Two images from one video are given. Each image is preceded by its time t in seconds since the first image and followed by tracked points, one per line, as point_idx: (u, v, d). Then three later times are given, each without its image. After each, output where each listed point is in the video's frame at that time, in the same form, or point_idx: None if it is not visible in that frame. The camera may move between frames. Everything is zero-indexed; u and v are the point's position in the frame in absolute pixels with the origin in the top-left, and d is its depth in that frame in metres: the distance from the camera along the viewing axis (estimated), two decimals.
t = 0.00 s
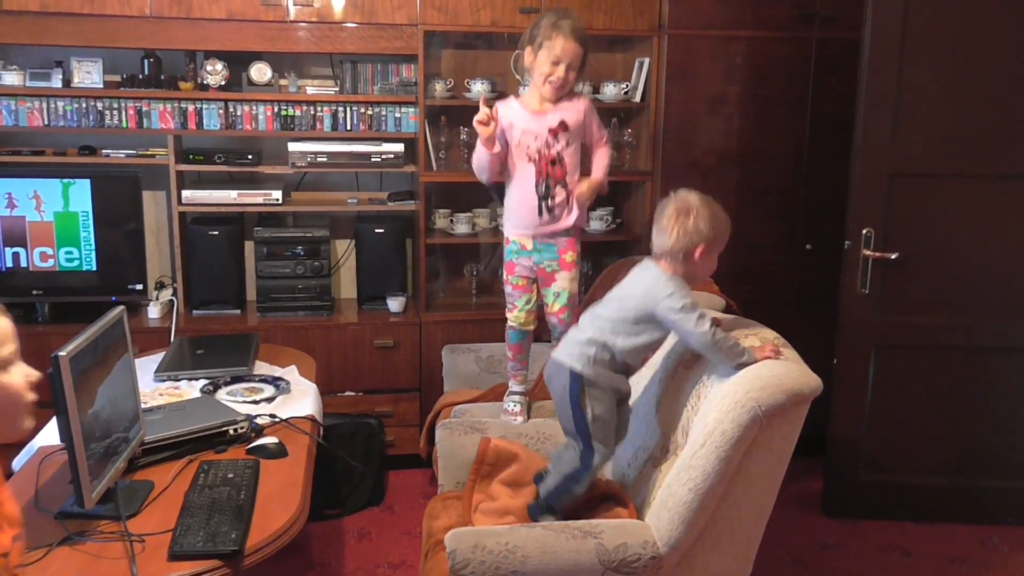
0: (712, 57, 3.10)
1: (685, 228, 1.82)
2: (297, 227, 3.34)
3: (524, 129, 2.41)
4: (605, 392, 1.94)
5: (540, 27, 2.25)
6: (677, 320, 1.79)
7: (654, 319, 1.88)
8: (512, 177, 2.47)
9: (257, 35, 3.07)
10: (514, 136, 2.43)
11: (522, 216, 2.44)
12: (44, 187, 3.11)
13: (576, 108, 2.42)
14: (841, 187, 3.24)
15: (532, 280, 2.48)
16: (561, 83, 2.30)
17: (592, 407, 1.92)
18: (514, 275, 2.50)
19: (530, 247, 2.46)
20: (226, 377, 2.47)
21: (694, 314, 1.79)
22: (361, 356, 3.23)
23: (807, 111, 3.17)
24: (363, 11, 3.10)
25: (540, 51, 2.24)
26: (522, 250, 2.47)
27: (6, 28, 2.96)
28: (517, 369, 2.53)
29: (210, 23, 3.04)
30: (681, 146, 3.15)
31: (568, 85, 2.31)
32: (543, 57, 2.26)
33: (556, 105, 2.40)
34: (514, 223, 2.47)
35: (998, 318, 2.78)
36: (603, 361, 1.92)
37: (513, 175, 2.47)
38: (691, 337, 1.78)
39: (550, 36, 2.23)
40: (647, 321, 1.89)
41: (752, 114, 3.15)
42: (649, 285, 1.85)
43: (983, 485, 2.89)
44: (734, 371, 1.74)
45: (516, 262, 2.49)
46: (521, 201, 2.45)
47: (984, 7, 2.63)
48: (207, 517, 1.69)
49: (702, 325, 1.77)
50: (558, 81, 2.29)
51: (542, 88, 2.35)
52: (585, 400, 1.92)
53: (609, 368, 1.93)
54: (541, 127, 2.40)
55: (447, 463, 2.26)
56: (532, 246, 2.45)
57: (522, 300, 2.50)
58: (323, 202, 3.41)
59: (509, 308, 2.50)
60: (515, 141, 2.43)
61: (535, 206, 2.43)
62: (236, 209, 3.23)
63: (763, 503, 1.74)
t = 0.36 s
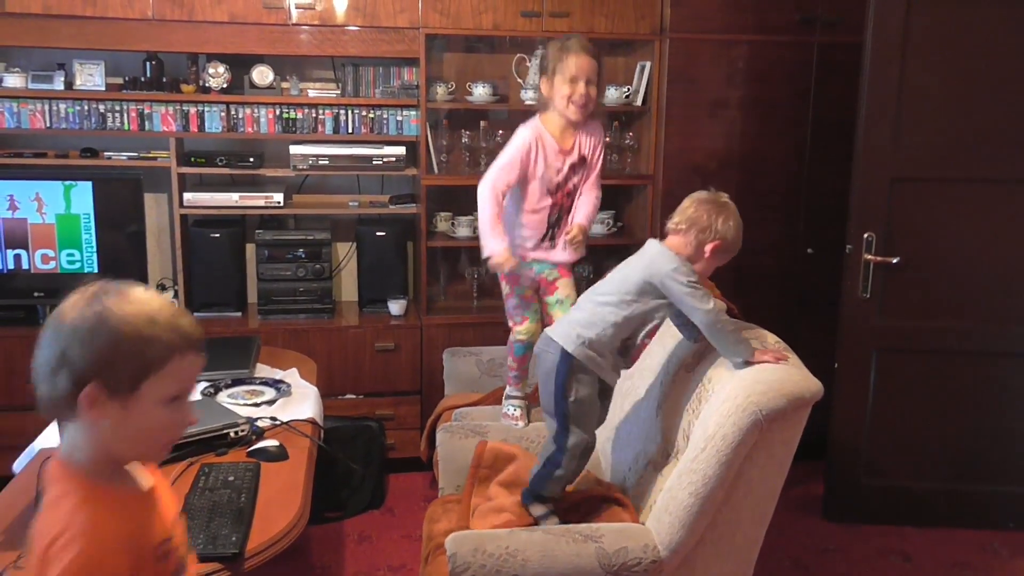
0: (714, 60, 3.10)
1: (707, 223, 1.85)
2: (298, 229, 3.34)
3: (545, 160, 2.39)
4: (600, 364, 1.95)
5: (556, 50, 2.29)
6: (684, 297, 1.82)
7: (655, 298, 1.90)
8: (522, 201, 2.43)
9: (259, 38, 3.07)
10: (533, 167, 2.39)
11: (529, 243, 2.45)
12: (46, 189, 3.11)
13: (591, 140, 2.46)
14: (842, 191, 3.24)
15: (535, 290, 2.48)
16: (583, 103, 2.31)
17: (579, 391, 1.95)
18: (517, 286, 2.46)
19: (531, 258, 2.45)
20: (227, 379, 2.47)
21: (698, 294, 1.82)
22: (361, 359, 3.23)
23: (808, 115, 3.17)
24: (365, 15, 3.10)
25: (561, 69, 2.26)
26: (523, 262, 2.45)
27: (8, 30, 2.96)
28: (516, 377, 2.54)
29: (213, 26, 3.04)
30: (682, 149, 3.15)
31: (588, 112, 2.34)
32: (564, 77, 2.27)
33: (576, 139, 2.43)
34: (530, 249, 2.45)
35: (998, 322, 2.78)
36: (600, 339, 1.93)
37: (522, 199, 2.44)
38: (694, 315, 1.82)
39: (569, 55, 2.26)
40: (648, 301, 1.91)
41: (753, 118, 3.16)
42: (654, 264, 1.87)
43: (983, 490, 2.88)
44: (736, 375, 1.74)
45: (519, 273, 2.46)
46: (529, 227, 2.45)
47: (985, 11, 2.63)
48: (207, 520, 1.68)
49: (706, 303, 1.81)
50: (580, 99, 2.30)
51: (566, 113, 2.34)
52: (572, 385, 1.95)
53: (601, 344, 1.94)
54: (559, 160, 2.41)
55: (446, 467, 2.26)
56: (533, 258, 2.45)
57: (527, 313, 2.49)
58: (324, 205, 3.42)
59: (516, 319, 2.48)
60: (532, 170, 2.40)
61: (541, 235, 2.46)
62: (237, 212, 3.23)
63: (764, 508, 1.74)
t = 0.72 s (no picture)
0: (716, 62, 3.11)
1: (727, 267, 1.86)
2: (300, 231, 3.34)
3: (545, 167, 2.36)
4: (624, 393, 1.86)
5: (551, 56, 2.27)
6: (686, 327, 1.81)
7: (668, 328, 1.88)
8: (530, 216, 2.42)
9: (262, 39, 3.08)
10: (537, 177, 2.37)
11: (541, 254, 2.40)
12: (49, 191, 3.12)
13: (594, 143, 2.40)
14: (845, 193, 3.23)
15: (547, 288, 2.44)
16: (576, 105, 2.26)
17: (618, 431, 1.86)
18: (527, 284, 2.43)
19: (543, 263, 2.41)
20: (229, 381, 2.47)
21: (700, 322, 1.80)
22: (363, 360, 3.23)
23: (810, 117, 3.17)
24: (367, 17, 3.10)
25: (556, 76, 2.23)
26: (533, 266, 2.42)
27: (12, 32, 2.97)
28: (532, 385, 2.43)
29: (216, 28, 3.05)
30: (684, 151, 3.15)
31: (585, 113, 2.27)
32: (558, 82, 2.24)
33: (579, 147, 2.36)
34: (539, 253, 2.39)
35: (1000, 324, 2.77)
36: (630, 374, 1.87)
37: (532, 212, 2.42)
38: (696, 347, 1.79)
39: (561, 61, 2.23)
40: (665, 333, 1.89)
41: (755, 121, 3.15)
42: (664, 291, 1.86)
43: (986, 493, 2.88)
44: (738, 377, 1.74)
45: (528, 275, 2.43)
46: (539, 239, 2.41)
47: (988, 14, 2.63)
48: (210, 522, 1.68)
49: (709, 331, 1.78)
50: (574, 102, 2.24)
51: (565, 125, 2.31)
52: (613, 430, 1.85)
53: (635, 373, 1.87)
54: (564, 169, 2.36)
55: (450, 468, 2.27)
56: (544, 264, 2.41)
57: (540, 309, 2.43)
58: (327, 207, 3.42)
59: (528, 319, 2.42)
60: (538, 182, 2.38)
61: (552, 246, 2.41)
62: (240, 214, 3.24)
63: (766, 511, 1.74)
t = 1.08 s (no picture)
0: (718, 65, 3.11)
1: (701, 281, 1.83)
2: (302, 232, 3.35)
3: (552, 176, 2.40)
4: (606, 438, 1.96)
5: (567, 62, 2.27)
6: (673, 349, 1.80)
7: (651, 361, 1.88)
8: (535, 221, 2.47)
9: (264, 40, 3.08)
10: (543, 186, 2.42)
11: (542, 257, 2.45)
12: (51, 191, 3.12)
13: (604, 154, 2.43)
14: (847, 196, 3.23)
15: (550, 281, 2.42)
16: (588, 118, 2.28)
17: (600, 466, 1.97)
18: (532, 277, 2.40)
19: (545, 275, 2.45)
20: (230, 382, 2.47)
21: (687, 344, 1.79)
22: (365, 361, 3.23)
23: (812, 120, 3.17)
24: (370, 18, 3.11)
25: (569, 82, 2.23)
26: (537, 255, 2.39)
27: (15, 33, 2.97)
28: (534, 379, 2.40)
29: (219, 29, 3.05)
30: (686, 153, 3.16)
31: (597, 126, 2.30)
32: (571, 91, 2.24)
33: (587, 161, 2.41)
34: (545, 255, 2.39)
35: (1002, 328, 2.77)
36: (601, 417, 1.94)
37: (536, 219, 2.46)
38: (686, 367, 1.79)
39: (577, 70, 2.23)
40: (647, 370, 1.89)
41: (757, 123, 3.16)
42: (641, 326, 1.87)
43: (987, 496, 2.88)
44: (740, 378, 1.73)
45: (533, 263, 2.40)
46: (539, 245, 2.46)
47: (991, 17, 2.63)
48: (210, 522, 1.68)
49: (697, 349, 1.78)
50: (586, 116, 2.26)
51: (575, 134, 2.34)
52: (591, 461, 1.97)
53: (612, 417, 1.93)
54: (570, 180, 2.41)
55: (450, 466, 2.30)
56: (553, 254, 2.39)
57: (541, 301, 2.40)
58: (329, 208, 3.42)
59: (531, 310, 2.39)
60: (543, 191, 2.42)
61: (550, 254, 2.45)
62: (242, 214, 3.24)
63: (766, 513, 1.74)
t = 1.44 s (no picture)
0: (721, 66, 3.10)
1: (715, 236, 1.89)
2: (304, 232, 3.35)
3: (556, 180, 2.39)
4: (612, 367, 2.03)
5: (594, 83, 2.18)
6: (690, 312, 1.87)
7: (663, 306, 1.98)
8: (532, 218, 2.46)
9: (267, 40, 3.08)
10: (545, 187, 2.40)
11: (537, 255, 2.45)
12: (53, 191, 3.12)
13: (605, 162, 2.43)
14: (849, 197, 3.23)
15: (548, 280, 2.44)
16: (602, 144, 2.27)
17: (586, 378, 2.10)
18: (527, 276, 2.45)
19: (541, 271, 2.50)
20: (232, 382, 2.47)
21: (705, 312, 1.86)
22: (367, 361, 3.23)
23: (814, 121, 3.17)
24: (372, 18, 3.11)
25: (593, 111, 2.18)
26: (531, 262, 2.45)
27: (17, 33, 2.98)
28: (532, 377, 2.45)
29: (221, 29, 3.05)
30: (688, 154, 3.16)
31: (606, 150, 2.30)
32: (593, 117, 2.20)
33: (589, 167, 2.40)
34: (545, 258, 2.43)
35: (1004, 329, 2.77)
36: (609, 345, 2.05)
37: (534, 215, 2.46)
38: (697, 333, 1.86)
39: (605, 98, 2.16)
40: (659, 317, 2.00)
41: (759, 124, 3.16)
42: (660, 278, 1.94)
43: (989, 497, 2.87)
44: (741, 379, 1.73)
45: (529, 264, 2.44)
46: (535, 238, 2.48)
47: (993, 18, 2.63)
48: (212, 522, 1.68)
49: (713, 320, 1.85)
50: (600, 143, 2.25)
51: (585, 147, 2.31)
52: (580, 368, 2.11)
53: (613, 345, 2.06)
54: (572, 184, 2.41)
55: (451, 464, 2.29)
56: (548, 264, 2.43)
57: (539, 301, 2.45)
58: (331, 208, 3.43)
59: (527, 310, 2.44)
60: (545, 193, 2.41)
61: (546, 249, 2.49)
62: (244, 214, 3.24)
63: (767, 514, 1.74)
